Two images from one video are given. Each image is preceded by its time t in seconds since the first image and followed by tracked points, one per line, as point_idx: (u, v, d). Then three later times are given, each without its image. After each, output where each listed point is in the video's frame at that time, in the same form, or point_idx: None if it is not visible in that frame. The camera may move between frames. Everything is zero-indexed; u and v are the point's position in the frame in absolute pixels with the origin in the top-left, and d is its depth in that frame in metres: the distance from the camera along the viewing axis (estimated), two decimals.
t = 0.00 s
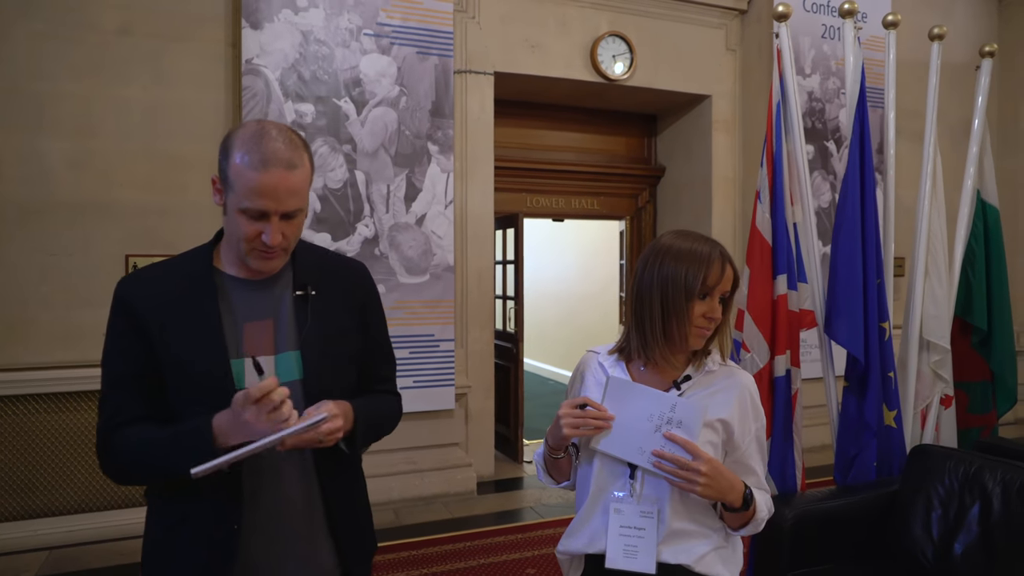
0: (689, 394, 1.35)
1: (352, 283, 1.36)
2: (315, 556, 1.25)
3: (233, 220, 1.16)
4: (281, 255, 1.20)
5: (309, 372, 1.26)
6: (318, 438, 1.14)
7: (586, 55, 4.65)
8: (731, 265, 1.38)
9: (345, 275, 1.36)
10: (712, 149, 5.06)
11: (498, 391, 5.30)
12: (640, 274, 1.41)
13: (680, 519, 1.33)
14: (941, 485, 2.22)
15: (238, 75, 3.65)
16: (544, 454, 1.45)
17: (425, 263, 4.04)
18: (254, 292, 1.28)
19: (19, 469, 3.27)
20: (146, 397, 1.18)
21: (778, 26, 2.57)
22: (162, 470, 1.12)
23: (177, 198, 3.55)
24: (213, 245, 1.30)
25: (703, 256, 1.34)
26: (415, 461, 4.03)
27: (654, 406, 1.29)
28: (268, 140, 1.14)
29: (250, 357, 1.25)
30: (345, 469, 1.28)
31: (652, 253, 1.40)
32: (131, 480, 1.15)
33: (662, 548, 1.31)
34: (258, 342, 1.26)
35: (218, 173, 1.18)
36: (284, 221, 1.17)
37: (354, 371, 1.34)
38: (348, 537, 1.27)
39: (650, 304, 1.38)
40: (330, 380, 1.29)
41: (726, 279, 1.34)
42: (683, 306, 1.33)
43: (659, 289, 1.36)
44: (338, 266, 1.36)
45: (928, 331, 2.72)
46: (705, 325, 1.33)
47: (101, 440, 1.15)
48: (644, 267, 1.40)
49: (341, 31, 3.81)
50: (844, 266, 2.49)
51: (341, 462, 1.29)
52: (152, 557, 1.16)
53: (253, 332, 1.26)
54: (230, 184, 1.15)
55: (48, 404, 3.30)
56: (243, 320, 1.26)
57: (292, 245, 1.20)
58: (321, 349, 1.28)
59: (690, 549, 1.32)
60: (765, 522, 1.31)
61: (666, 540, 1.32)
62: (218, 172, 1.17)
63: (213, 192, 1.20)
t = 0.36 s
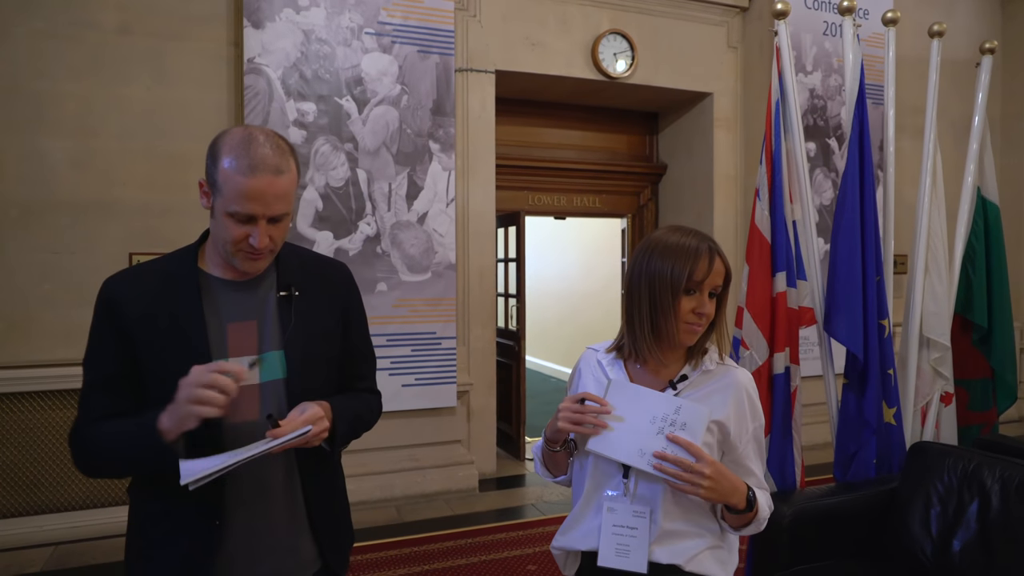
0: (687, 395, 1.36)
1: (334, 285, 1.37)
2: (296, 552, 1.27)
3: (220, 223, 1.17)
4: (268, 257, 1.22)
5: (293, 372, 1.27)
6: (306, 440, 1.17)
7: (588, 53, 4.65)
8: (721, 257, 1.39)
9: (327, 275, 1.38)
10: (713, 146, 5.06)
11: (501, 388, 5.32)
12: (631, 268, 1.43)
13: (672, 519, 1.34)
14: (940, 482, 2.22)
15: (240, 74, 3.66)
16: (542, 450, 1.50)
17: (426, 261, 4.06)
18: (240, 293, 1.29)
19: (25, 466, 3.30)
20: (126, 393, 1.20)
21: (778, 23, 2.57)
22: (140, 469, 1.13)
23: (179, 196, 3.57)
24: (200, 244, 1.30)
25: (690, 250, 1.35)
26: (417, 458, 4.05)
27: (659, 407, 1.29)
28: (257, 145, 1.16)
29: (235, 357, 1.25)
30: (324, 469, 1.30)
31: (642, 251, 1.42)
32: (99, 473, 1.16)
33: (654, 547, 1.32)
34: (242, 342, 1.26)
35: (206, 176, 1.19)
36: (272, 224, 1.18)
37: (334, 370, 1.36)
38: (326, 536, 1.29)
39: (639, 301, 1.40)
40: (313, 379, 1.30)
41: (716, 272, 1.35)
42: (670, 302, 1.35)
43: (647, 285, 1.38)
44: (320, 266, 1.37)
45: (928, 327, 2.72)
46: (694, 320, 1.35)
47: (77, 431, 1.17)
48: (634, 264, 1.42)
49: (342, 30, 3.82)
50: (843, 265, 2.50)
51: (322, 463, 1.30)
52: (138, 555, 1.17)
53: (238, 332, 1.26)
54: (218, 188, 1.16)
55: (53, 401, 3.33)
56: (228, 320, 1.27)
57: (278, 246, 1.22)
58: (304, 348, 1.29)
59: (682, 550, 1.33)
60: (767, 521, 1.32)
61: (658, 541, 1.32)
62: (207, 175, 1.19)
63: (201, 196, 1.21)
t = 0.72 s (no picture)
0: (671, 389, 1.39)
1: (328, 285, 1.39)
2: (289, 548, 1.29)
3: (213, 226, 1.19)
4: (261, 260, 1.23)
5: (286, 371, 1.29)
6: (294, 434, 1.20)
7: (593, 53, 4.66)
8: (702, 253, 1.40)
9: (322, 275, 1.39)
10: (719, 147, 5.06)
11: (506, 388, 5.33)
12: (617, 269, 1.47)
13: (653, 510, 1.35)
14: (943, 482, 2.23)
15: (248, 76, 3.70)
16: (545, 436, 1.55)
17: (432, 261, 4.08)
18: (235, 295, 1.31)
19: (37, 462, 3.34)
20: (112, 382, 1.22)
21: (781, 24, 2.57)
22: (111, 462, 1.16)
23: (187, 196, 3.60)
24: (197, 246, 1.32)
25: (665, 247, 1.38)
26: (423, 457, 4.07)
27: (639, 398, 1.31)
28: (247, 151, 1.17)
29: (228, 356, 1.28)
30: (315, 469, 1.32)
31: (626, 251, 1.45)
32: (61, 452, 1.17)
33: (631, 534, 1.34)
34: (235, 341, 1.29)
35: (200, 183, 1.21)
36: (263, 228, 1.20)
37: (329, 370, 1.37)
38: (318, 533, 1.31)
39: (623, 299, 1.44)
40: (306, 379, 1.32)
41: (692, 267, 1.37)
42: (648, 298, 1.38)
43: (628, 283, 1.41)
44: (314, 267, 1.39)
45: (932, 327, 2.72)
46: (671, 316, 1.36)
47: (42, 411, 1.18)
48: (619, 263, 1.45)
49: (348, 32, 3.85)
50: (847, 267, 2.49)
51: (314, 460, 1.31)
52: (136, 551, 1.19)
53: (233, 331, 1.29)
54: (210, 194, 1.18)
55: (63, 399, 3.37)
56: (220, 321, 1.29)
57: (270, 249, 1.23)
58: (298, 348, 1.31)
59: (659, 540, 1.33)
60: (745, 522, 1.31)
61: (635, 530, 1.34)
62: (200, 180, 1.21)
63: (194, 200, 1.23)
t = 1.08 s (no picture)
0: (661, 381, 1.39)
1: (339, 283, 1.39)
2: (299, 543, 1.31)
3: (226, 229, 1.22)
4: (273, 260, 1.26)
5: (297, 370, 1.30)
6: (302, 432, 1.20)
7: (601, 53, 4.67)
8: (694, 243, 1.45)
9: (334, 273, 1.40)
10: (727, 146, 5.06)
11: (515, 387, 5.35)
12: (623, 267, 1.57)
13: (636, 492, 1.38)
14: (950, 482, 2.22)
15: (258, 78, 3.73)
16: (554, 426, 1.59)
17: (440, 261, 4.10)
18: (250, 294, 1.33)
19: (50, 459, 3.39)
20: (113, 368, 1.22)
21: (788, 24, 2.58)
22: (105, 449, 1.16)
23: (198, 196, 3.64)
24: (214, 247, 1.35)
25: (655, 236, 1.46)
26: (431, 455, 4.09)
27: (629, 380, 1.33)
28: (253, 155, 1.19)
29: (240, 353, 1.30)
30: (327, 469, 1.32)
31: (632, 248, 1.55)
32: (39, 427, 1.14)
33: (612, 514, 1.38)
34: (248, 339, 1.31)
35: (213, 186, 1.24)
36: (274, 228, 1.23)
37: (342, 367, 1.38)
38: (332, 530, 1.32)
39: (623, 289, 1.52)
40: (317, 379, 1.32)
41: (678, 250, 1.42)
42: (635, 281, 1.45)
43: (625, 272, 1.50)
44: (328, 267, 1.40)
45: (940, 327, 2.71)
46: (655, 294, 1.41)
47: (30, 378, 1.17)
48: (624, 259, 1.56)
49: (357, 33, 3.88)
50: (855, 268, 2.50)
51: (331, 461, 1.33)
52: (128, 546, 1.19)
53: (246, 329, 1.32)
54: (221, 196, 1.20)
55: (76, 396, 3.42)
56: (236, 319, 1.32)
57: (284, 249, 1.26)
58: (308, 350, 1.32)
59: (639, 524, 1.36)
60: (700, 511, 1.32)
61: (616, 511, 1.37)
62: (211, 183, 1.23)
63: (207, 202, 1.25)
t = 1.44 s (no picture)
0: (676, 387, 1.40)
1: (377, 288, 1.40)
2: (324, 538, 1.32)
3: (256, 225, 1.23)
4: (302, 259, 1.26)
5: (330, 376, 1.32)
6: (330, 447, 1.22)
7: (609, 54, 4.67)
8: (701, 237, 1.46)
9: (372, 278, 1.41)
10: (736, 147, 5.04)
11: (523, 388, 5.36)
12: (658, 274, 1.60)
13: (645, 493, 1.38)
14: (961, 484, 2.21)
15: (268, 79, 3.75)
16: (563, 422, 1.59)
17: (448, 261, 4.11)
18: (287, 298, 1.34)
19: (63, 459, 3.42)
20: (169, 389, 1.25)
21: (798, 23, 2.58)
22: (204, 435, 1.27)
23: (209, 197, 3.67)
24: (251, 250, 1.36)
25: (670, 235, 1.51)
26: (439, 456, 4.10)
27: (642, 384, 1.33)
28: (285, 153, 1.20)
29: (274, 355, 1.31)
30: (357, 476, 1.34)
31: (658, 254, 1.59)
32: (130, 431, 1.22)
33: (622, 514, 1.39)
34: (282, 342, 1.31)
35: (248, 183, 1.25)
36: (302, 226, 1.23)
37: (377, 372, 1.40)
38: (363, 527, 1.33)
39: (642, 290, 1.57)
40: (347, 383, 1.34)
41: (675, 241, 1.46)
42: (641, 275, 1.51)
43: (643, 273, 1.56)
44: (367, 273, 1.41)
45: (951, 328, 2.70)
46: (646, 284, 1.45)
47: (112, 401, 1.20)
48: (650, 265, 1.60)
49: (367, 34, 3.90)
50: (864, 267, 2.49)
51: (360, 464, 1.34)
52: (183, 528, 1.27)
53: (279, 333, 1.32)
54: (253, 192, 1.21)
55: (87, 397, 3.45)
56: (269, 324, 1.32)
57: (311, 248, 1.26)
58: (342, 353, 1.34)
59: (649, 525, 1.36)
60: (712, 517, 1.32)
61: (626, 512, 1.38)
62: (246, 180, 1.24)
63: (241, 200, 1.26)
